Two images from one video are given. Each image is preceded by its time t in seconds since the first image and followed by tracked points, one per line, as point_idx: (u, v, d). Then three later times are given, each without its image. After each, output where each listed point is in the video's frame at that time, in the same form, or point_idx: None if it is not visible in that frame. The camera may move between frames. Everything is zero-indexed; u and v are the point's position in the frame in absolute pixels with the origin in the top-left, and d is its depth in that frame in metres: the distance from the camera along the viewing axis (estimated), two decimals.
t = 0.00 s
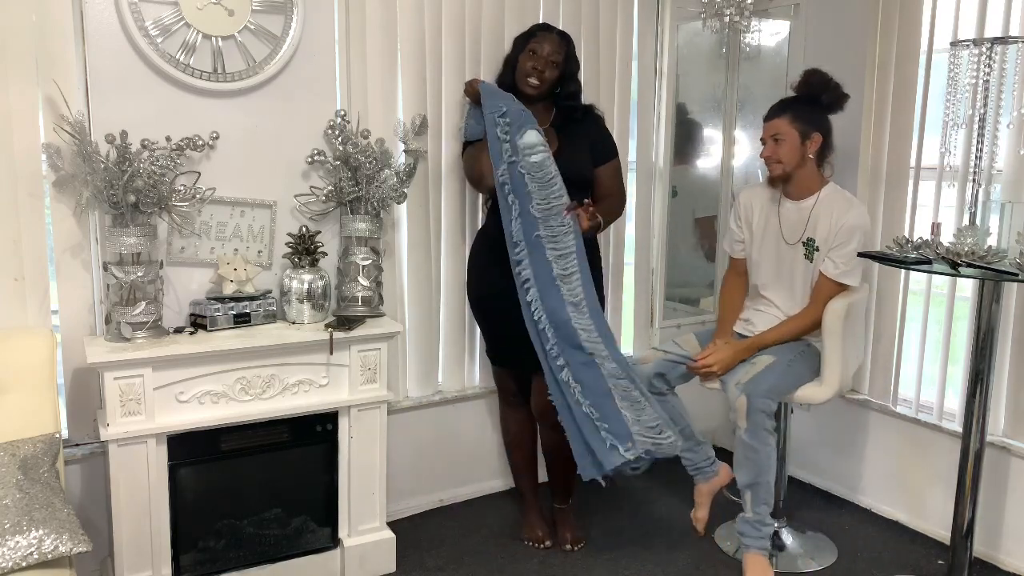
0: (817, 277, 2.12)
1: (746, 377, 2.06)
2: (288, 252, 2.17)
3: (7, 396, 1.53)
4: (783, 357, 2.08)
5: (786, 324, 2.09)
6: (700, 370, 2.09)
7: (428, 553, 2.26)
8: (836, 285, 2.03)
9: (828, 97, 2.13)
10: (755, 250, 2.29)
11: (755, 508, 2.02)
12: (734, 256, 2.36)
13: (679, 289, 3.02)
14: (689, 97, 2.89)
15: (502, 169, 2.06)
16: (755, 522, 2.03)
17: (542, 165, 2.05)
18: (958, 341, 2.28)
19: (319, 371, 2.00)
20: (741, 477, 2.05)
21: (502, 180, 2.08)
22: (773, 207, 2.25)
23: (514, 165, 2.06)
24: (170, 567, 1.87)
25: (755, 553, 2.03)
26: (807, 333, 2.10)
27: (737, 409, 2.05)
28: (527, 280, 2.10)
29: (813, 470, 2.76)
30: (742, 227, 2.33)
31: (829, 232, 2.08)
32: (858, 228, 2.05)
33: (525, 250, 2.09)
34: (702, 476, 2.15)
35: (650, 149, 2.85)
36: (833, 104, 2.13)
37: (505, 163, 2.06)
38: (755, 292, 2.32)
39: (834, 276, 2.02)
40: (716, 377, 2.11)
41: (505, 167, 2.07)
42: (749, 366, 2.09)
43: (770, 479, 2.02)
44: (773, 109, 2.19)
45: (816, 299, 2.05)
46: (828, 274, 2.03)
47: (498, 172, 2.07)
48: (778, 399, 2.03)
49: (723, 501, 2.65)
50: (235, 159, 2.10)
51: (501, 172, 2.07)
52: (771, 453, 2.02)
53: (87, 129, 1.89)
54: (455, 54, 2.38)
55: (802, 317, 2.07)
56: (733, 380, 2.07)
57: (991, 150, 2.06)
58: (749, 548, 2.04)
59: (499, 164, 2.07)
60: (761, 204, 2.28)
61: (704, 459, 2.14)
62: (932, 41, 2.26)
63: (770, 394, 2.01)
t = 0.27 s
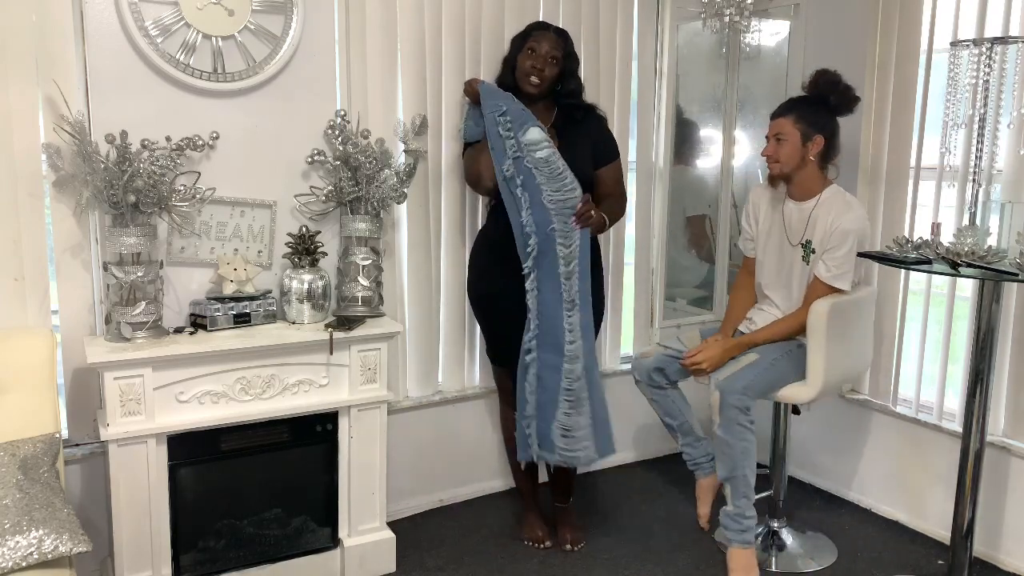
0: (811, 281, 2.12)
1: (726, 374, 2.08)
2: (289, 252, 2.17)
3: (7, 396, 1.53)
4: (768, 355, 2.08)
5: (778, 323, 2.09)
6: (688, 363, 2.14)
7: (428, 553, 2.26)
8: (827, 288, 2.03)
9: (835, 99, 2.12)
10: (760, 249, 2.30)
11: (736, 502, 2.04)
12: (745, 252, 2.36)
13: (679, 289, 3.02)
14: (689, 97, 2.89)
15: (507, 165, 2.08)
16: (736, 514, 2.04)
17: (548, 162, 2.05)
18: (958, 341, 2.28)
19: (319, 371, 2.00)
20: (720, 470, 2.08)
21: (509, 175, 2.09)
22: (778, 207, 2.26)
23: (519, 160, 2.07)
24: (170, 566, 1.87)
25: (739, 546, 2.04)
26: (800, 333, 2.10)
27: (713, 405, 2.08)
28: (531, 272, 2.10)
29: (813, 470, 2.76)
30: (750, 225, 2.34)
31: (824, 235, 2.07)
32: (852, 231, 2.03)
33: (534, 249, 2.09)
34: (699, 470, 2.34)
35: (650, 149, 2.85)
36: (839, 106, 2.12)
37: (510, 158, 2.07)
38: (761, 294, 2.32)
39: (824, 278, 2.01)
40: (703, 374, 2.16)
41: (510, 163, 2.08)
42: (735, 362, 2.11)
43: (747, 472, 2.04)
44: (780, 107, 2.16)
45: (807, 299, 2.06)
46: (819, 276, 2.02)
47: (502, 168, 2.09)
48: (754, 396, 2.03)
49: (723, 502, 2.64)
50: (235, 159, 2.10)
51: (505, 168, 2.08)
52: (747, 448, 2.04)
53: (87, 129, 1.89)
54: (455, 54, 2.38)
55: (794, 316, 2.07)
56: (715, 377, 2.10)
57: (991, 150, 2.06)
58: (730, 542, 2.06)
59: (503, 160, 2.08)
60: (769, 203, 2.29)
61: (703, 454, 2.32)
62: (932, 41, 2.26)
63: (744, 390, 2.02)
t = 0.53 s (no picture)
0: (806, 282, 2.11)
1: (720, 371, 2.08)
2: (288, 252, 2.17)
3: (7, 396, 1.53)
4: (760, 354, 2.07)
5: (773, 322, 2.09)
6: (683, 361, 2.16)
7: (428, 553, 2.26)
8: (819, 289, 2.03)
9: (840, 103, 2.12)
10: (763, 249, 2.30)
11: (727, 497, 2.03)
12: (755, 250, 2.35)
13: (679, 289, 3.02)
14: (689, 97, 2.89)
15: (517, 142, 2.03)
16: (726, 510, 2.03)
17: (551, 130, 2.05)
18: (958, 341, 2.28)
19: (319, 371, 2.00)
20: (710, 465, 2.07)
21: (523, 151, 2.03)
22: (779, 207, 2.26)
23: (524, 137, 2.04)
24: (170, 566, 1.87)
25: (729, 542, 2.02)
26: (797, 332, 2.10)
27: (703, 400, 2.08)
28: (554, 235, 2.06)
29: (813, 470, 2.75)
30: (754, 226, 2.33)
31: (819, 237, 2.07)
32: (845, 232, 2.03)
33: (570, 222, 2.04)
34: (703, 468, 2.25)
35: (649, 149, 2.85)
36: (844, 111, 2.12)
37: (515, 137, 2.04)
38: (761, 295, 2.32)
39: (817, 279, 2.02)
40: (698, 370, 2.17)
41: (519, 140, 2.04)
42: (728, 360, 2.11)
43: (737, 467, 2.02)
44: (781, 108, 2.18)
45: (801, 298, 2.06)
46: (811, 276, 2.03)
47: (515, 146, 2.03)
48: (742, 393, 2.02)
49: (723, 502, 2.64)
50: (235, 159, 2.10)
51: (517, 144, 2.03)
52: (736, 442, 2.02)
53: (87, 129, 1.89)
54: (455, 54, 2.38)
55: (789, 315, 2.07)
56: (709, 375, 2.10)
57: (991, 150, 2.06)
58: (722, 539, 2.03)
59: (510, 141, 2.04)
60: (769, 205, 2.29)
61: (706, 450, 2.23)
62: (932, 41, 2.26)
63: (732, 387, 2.01)
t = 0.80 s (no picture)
0: (808, 282, 2.11)
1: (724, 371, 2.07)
2: (289, 252, 2.17)
3: (7, 396, 1.53)
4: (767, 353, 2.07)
5: (776, 323, 2.09)
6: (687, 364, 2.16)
7: (428, 553, 2.26)
8: (824, 289, 2.03)
9: (841, 103, 2.12)
10: (762, 250, 2.30)
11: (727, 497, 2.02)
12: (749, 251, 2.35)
13: (679, 289, 3.02)
14: (689, 97, 2.89)
15: (507, 152, 2.02)
16: (729, 510, 2.01)
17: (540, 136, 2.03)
18: (958, 341, 2.28)
19: (319, 371, 2.00)
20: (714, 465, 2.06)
21: (512, 162, 2.02)
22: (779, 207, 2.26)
23: (514, 147, 2.03)
24: (170, 567, 1.87)
25: (729, 542, 2.01)
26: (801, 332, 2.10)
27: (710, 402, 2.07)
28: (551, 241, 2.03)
29: (813, 471, 2.75)
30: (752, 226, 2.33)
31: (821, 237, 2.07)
32: (848, 232, 2.03)
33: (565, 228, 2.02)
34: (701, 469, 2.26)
35: (650, 149, 2.85)
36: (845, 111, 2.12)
37: (506, 147, 2.02)
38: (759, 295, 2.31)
39: (820, 279, 2.02)
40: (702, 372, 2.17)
41: (509, 150, 2.02)
42: (732, 361, 2.11)
43: (742, 468, 2.02)
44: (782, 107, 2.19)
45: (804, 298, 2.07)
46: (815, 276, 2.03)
47: (505, 157, 2.02)
48: (750, 393, 2.02)
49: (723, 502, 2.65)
50: (235, 159, 2.10)
51: (507, 155, 2.02)
52: (742, 445, 2.02)
53: (87, 129, 1.89)
54: (455, 54, 2.38)
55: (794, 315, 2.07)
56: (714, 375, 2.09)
57: (991, 150, 2.07)
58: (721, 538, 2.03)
59: (501, 150, 2.03)
60: (768, 204, 2.29)
61: (704, 452, 2.25)
62: (932, 41, 2.26)
63: (740, 387, 2.01)
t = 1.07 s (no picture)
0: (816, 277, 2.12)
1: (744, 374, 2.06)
2: (288, 252, 2.17)
3: (7, 396, 1.53)
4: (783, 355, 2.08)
5: (786, 323, 2.09)
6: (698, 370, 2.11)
7: (428, 553, 2.26)
8: (835, 286, 2.04)
9: (840, 103, 2.13)
10: (756, 250, 2.28)
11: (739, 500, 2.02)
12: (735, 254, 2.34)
13: (679, 289, 3.02)
14: (689, 97, 2.89)
15: (506, 154, 2.02)
16: (741, 514, 2.00)
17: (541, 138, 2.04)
18: (958, 341, 2.28)
19: (319, 371, 2.00)
20: (733, 470, 2.04)
21: (512, 164, 2.03)
22: (775, 207, 2.25)
23: (514, 149, 2.03)
24: (170, 567, 1.87)
25: (736, 545, 2.01)
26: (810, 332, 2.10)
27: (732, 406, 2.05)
28: (557, 243, 2.02)
29: (813, 471, 2.75)
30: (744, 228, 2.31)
31: (829, 235, 2.09)
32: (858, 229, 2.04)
33: (566, 232, 2.02)
34: (699, 475, 2.24)
35: (650, 149, 2.85)
36: (845, 110, 2.13)
37: (506, 149, 2.02)
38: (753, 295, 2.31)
39: (832, 276, 2.02)
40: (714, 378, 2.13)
41: (508, 152, 2.03)
42: (749, 366, 2.08)
43: (761, 474, 2.01)
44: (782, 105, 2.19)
45: (814, 298, 2.06)
46: (826, 275, 2.03)
47: (504, 159, 2.02)
48: (774, 397, 2.02)
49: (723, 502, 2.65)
50: (235, 159, 2.10)
51: (506, 157, 2.02)
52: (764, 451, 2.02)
53: (87, 129, 1.89)
54: (455, 54, 2.38)
55: (804, 315, 2.07)
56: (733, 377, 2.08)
57: (991, 150, 2.07)
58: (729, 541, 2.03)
59: (500, 152, 2.03)
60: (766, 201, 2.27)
61: (702, 459, 2.23)
62: (932, 41, 2.26)
63: (768, 392, 2.00)
